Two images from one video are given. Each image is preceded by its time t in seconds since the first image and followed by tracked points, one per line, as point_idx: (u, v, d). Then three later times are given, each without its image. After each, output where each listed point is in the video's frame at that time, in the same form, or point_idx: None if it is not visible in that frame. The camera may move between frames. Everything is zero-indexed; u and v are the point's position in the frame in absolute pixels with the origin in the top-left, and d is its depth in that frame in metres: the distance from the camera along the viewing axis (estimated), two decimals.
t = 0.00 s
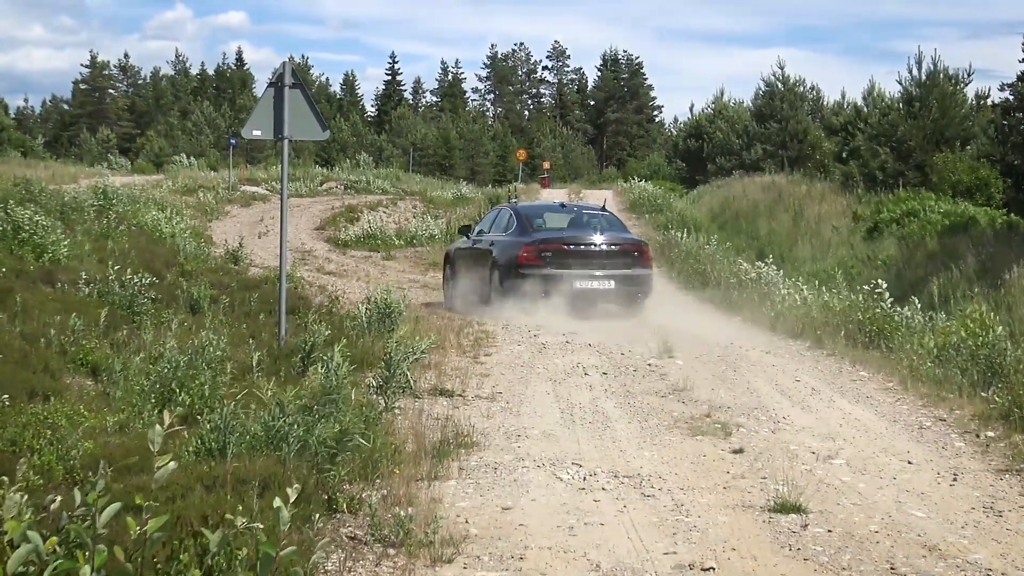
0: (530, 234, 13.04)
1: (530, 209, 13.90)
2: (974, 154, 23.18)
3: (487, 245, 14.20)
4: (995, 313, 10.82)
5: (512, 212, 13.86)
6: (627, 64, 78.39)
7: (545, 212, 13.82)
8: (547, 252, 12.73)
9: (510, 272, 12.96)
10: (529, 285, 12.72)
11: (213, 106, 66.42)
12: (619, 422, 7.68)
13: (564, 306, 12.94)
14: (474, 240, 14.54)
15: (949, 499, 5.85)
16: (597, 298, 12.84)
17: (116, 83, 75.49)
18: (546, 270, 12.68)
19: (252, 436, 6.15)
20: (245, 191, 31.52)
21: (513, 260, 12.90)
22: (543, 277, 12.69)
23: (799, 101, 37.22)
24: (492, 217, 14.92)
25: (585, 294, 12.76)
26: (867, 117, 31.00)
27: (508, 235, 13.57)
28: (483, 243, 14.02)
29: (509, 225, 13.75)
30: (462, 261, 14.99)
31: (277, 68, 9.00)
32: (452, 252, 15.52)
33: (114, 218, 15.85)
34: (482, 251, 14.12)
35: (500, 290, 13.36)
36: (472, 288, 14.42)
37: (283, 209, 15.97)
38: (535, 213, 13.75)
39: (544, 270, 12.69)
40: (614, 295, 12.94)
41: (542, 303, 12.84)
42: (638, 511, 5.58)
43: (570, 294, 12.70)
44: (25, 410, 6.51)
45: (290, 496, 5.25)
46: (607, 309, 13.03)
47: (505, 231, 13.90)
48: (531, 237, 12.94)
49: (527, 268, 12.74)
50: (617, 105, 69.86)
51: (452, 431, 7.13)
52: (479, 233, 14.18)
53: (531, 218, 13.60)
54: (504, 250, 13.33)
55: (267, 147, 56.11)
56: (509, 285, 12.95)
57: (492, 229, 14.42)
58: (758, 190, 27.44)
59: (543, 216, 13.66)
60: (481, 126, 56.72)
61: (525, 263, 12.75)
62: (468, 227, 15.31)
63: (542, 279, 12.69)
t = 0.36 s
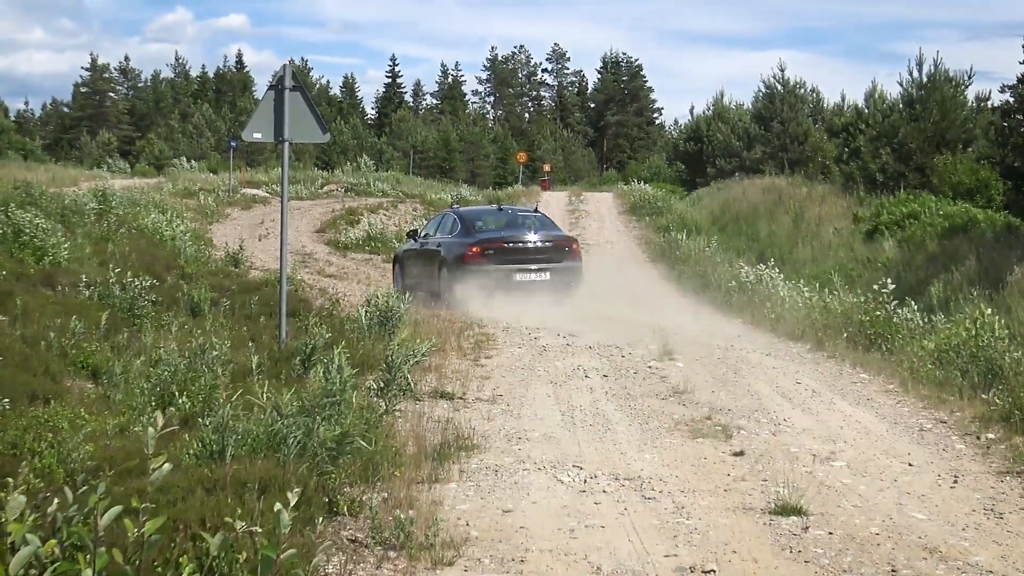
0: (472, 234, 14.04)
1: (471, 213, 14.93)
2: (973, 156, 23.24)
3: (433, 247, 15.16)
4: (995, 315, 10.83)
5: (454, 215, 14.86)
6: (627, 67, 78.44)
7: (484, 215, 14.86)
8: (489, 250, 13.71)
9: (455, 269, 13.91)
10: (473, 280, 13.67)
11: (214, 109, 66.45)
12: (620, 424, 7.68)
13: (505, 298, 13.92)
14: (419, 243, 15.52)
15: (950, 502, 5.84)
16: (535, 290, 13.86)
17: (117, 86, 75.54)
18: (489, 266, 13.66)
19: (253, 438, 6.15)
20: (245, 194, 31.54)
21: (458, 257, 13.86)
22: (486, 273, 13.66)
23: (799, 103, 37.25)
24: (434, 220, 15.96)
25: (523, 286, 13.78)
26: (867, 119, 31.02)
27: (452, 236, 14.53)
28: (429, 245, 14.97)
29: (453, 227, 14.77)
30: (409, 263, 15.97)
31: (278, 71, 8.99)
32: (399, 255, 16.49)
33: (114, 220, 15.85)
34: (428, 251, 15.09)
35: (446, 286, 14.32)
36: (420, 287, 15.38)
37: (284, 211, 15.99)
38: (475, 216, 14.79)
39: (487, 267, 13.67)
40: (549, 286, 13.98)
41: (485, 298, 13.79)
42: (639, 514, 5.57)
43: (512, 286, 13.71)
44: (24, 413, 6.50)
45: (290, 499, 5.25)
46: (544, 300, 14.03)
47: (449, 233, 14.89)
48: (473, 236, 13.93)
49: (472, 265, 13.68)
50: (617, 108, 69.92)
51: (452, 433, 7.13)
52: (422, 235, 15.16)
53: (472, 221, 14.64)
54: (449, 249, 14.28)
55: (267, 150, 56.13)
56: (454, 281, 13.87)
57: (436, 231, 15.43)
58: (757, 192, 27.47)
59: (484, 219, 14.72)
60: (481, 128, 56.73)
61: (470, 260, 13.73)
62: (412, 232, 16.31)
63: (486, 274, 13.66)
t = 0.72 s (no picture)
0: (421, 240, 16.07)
1: (419, 218, 16.90)
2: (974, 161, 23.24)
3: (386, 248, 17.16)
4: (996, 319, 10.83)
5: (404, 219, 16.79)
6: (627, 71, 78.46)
7: (431, 220, 16.87)
8: (435, 256, 15.80)
9: (405, 271, 15.94)
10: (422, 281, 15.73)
11: (214, 113, 66.47)
12: (621, 429, 7.67)
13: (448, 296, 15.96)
14: (373, 243, 17.48)
15: (951, 506, 5.84)
16: (474, 288, 16.03)
17: (117, 90, 75.60)
18: (434, 270, 15.73)
19: (254, 443, 6.15)
20: (245, 198, 31.55)
21: (408, 261, 15.89)
22: (433, 276, 15.73)
23: (800, 108, 37.28)
24: (387, 222, 17.93)
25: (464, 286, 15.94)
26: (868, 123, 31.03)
27: (403, 240, 16.52)
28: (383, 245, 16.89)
29: (404, 230, 16.74)
30: (363, 259, 18.00)
31: (279, 75, 9.01)
32: (356, 251, 18.38)
33: (115, 224, 15.86)
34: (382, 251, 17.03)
35: (397, 283, 16.38)
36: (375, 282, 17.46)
37: (284, 215, 16.00)
38: (423, 221, 16.79)
39: (433, 270, 15.76)
40: (486, 284, 16.17)
41: (432, 296, 15.89)
42: (639, 519, 5.57)
43: (455, 287, 15.76)
44: (25, 417, 6.51)
45: (291, 503, 5.25)
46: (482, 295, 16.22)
47: (400, 236, 16.94)
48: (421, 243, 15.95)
49: (421, 269, 15.73)
50: (618, 112, 69.95)
51: (453, 437, 7.14)
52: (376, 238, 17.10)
53: (420, 226, 16.65)
54: (400, 253, 16.31)
55: (267, 154, 56.18)
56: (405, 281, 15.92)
57: (389, 232, 17.36)
58: (757, 197, 27.50)
59: (430, 224, 16.72)
60: (482, 132, 56.77)
61: (419, 264, 15.79)
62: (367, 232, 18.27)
63: (432, 278, 15.75)
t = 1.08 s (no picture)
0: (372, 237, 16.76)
1: (375, 219, 17.64)
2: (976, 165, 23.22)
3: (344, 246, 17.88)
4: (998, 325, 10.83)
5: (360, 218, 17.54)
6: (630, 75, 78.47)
7: (385, 222, 17.60)
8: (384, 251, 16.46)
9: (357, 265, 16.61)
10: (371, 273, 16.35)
11: (217, 116, 66.56)
12: (623, 433, 7.66)
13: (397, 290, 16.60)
14: (333, 242, 18.21)
15: (953, 511, 5.84)
16: (419, 283, 16.67)
17: (120, 94, 75.75)
18: (383, 263, 16.37)
19: (255, 446, 6.15)
20: (248, 201, 31.61)
21: (358, 255, 16.57)
22: (381, 269, 16.38)
23: (802, 113, 37.26)
24: (348, 224, 18.69)
25: (410, 281, 16.58)
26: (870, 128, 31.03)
27: (357, 238, 17.26)
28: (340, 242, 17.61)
29: (359, 229, 17.48)
30: (323, 258, 18.71)
31: (282, 79, 9.03)
32: (320, 252, 19.12)
33: (117, 228, 15.89)
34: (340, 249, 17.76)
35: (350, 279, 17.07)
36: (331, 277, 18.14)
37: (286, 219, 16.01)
38: (378, 222, 17.52)
39: (382, 263, 16.41)
40: (432, 280, 16.83)
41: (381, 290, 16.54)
42: (640, 524, 5.56)
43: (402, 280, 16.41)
44: (27, 420, 6.52)
45: (292, 507, 5.26)
46: (428, 291, 16.88)
47: (355, 235, 17.68)
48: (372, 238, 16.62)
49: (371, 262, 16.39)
50: (621, 116, 69.97)
51: (455, 442, 7.14)
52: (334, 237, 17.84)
53: (375, 226, 17.37)
54: (354, 249, 17.01)
55: (270, 158, 56.24)
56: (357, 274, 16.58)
57: (347, 232, 18.11)
58: (759, 201, 27.52)
59: (385, 224, 17.44)
60: (484, 136, 56.80)
61: (369, 258, 16.45)
62: (329, 232, 19.02)
63: (380, 271, 16.39)
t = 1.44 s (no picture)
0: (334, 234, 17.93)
1: (339, 218, 18.80)
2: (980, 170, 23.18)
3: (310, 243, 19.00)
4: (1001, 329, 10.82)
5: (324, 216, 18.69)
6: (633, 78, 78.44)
7: (348, 220, 18.79)
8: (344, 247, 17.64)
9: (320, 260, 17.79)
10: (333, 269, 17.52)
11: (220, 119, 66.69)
12: (624, 437, 7.66)
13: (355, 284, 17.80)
14: (301, 238, 19.45)
15: (955, 516, 5.83)
16: (378, 278, 17.97)
17: (122, 97, 75.84)
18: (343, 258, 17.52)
19: (257, 448, 6.16)
20: (251, 204, 31.63)
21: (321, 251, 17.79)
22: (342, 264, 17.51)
23: (805, 117, 37.25)
24: (315, 222, 19.87)
25: (370, 276, 17.88)
26: (873, 132, 30.99)
27: (321, 236, 18.45)
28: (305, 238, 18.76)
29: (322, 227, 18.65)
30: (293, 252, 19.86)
31: (285, 82, 9.06)
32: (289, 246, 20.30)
33: (119, 230, 15.90)
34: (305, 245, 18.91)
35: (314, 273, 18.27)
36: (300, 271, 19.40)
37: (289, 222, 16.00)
38: (341, 220, 18.69)
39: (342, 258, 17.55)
40: (389, 275, 17.97)
41: (340, 283, 17.76)
42: (642, 527, 5.56)
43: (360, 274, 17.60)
44: (29, 422, 6.53)
45: (294, 510, 5.27)
46: (387, 285, 18.02)
47: (320, 233, 18.87)
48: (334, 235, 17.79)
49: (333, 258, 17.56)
50: (623, 120, 69.94)
51: (457, 445, 7.15)
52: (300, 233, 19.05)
53: (337, 223, 18.54)
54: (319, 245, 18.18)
55: (272, 160, 56.28)
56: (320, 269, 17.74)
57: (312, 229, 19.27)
58: (762, 205, 27.51)
59: (347, 222, 18.61)
60: (487, 140, 56.80)
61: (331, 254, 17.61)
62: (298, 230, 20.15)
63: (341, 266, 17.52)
